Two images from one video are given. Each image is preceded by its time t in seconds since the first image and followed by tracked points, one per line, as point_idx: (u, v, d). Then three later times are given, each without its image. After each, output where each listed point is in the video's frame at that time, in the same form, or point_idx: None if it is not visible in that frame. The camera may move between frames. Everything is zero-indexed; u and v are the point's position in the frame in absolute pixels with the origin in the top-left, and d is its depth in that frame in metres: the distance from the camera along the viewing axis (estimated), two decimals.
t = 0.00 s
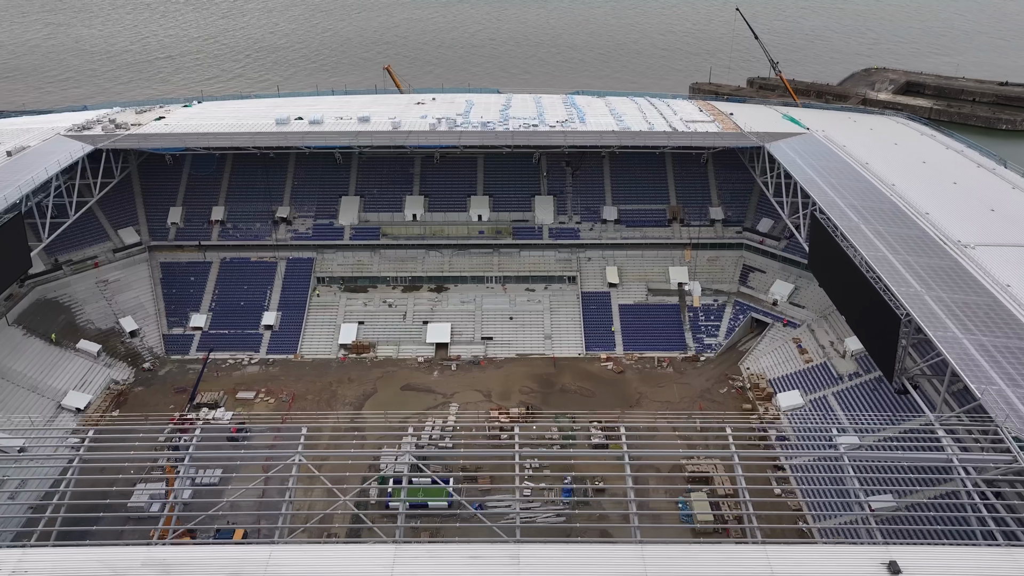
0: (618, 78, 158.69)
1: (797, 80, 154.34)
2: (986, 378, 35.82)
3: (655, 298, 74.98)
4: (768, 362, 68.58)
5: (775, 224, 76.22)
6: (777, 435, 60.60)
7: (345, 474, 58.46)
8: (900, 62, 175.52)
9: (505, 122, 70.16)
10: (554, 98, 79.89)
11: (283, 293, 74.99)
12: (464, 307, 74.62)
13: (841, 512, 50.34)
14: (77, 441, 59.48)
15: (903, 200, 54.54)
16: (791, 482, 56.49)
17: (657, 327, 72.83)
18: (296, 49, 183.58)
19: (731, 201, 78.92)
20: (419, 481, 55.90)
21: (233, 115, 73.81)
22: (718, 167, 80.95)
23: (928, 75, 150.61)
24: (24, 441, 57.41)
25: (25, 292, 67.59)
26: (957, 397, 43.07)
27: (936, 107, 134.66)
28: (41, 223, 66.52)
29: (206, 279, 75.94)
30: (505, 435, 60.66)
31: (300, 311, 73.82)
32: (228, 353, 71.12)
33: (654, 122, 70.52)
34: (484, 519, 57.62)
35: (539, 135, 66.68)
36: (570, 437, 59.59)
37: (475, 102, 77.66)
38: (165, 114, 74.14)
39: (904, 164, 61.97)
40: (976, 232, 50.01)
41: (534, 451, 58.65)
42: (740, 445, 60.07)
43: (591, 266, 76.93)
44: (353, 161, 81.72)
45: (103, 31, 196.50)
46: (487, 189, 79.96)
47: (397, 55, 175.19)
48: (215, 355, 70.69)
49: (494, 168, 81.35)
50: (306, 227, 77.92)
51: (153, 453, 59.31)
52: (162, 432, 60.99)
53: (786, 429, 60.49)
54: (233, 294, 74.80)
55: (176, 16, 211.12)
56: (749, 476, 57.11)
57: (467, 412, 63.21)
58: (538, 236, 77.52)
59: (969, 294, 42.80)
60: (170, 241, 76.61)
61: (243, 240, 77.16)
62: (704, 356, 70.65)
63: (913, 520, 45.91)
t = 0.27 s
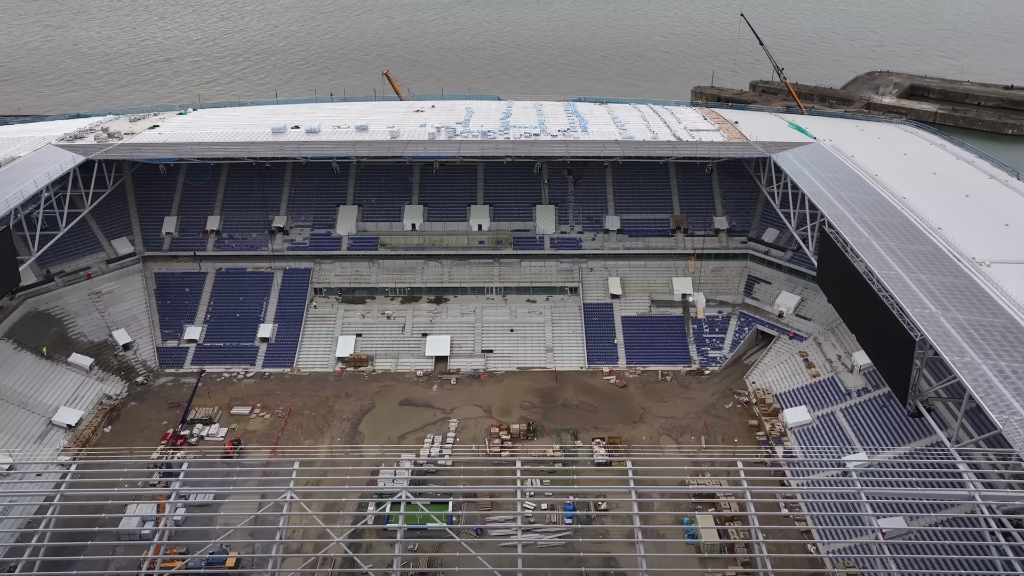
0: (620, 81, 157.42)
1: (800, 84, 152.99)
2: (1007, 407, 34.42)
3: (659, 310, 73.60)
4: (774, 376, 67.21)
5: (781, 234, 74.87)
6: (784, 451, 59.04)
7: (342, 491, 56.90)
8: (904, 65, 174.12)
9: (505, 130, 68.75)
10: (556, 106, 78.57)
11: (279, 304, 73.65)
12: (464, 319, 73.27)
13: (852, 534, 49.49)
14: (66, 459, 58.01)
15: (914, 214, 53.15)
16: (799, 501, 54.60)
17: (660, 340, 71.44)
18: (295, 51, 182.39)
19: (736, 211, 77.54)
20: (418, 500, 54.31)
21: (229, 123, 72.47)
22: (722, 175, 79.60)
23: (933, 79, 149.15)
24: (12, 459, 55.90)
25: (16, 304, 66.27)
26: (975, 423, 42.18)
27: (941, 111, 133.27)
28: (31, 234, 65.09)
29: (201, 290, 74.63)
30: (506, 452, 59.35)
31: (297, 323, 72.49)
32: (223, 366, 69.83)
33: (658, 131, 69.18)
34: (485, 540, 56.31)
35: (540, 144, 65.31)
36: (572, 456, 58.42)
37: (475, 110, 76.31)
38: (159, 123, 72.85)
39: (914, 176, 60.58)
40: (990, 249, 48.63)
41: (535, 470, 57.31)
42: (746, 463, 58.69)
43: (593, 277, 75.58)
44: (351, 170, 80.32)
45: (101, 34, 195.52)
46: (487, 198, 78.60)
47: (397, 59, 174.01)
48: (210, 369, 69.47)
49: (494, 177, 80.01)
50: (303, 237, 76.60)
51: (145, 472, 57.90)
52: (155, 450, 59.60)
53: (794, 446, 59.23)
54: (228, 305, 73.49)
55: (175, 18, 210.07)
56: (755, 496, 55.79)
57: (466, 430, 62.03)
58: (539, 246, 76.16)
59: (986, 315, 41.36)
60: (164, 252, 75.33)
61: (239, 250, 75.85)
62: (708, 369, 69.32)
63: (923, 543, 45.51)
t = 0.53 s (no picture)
0: (621, 86, 156.10)
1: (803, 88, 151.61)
2: None
3: (662, 323, 72.20)
4: (779, 393, 65.88)
5: (786, 245, 73.56)
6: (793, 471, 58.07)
7: (338, 511, 55.48)
8: (907, 69, 172.70)
9: (505, 141, 67.39)
10: (557, 115, 77.23)
11: (276, 317, 72.34)
12: (463, 332, 71.94)
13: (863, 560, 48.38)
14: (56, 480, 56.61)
15: (925, 232, 51.88)
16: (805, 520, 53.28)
17: (664, 354, 70.11)
18: (293, 54, 181.09)
19: (740, 222, 76.19)
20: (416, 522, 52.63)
21: (224, 133, 71.18)
22: (726, 185, 78.29)
23: (936, 83, 147.77)
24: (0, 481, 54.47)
25: (6, 319, 64.92)
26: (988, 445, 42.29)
27: (946, 117, 131.87)
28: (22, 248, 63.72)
29: (196, 302, 73.31)
30: (506, 472, 58.03)
31: (293, 337, 71.16)
32: (218, 381, 68.49)
33: (662, 141, 67.79)
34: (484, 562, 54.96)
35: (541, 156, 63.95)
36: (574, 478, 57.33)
37: (475, 119, 75.01)
38: (153, 133, 71.57)
39: (923, 190, 59.36)
40: (1004, 268, 47.38)
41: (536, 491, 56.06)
42: (752, 482, 57.32)
43: (594, 289, 74.25)
44: (348, 180, 78.96)
45: (99, 37, 194.41)
46: (487, 209, 77.27)
47: (397, 63, 172.65)
48: (204, 384, 68.19)
49: (494, 186, 78.70)
50: (300, 249, 75.28)
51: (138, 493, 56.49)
52: (147, 469, 58.28)
53: (802, 468, 58.24)
54: (224, 318, 72.18)
55: (173, 21, 208.80)
56: (762, 517, 54.46)
57: (466, 449, 60.69)
58: (539, 258, 74.83)
59: (1003, 340, 40.10)
60: (158, 263, 74.01)
61: (235, 261, 74.53)
62: (713, 384, 68.03)
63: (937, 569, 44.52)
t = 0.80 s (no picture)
0: (623, 90, 154.78)
1: (806, 93, 150.25)
2: None
3: (665, 337, 70.85)
4: (785, 410, 64.52)
5: (791, 258, 72.23)
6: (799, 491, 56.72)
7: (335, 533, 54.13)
8: (910, 73, 171.31)
9: (505, 153, 66.00)
10: (558, 125, 75.91)
11: (272, 331, 70.98)
12: (462, 347, 70.60)
13: None
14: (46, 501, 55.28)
15: (938, 249, 50.27)
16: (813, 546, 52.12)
17: (667, 369, 68.80)
18: (292, 58, 179.84)
19: (745, 233, 74.84)
20: (413, 546, 51.10)
21: (219, 144, 69.87)
22: (730, 196, 76.97)
23: (941, 88, 146.33)
24: None
25: None
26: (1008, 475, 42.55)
27: (951, 122, 130.45)
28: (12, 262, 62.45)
29: (191, 316, 72.01)
30: (506, 493, 56.61)
31: (290, 351, 69.83)
32: (213, 398, 67.15)
33: (665, 153, 66.43)
34: None
35: (542, 169, 62.64)
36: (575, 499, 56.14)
37: (474, 129, 73.69)
38: (147, 143, 70.31)
39: (934, 203, 57.85)
40: (1020, 288, 45.92)
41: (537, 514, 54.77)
42: (757, 504, 56.00)
43: (596, 302, 72.90)
44: (346, 191, 77.64)
45: (96, 40, 193.35)
46: (487, 220, 75.93)
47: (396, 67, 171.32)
48: (199, 400, 66.89)
49: (494, 197, 77.39)
50: (296, 261, 73.93)
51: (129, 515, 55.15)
52: (139, 489, 57.00)
53: (809, 488, 56.90)
54: (219, 332, 70.88)
55: (172, 25, 207.55)
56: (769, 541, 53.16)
57: (465, 468, 59.34)
58: (540, 270, 73.50)
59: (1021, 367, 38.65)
60: (152, 276, 72.71)
61: (230, 274, 73.26)
62: (717, 401, 66.69)
63: None
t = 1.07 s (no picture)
0: (624, 95, 153.39)
1: (808, 97, 148.86)
2: None
3: (669, 351, 69.49)
4: (791, 428, 63.15)
5: (797, 270, 70.91)
6: (806, 513, 55.30)
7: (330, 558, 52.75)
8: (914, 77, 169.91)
9: (506, 164, 64.68)
10: (560, 134, 74.56)
11: (268, 345, 69.69)
12: (462, 361, 69.26)
13: None
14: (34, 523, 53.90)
15: (950, 267, 48.95)
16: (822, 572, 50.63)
17: (671, 385, 67.43)
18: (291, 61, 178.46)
19: (749, 245, 73.47)
20: (412, 572, 49.72)
21: (214, 155, 68.59)
22: (734, 206, 75.65)
23: (945, 93, 144.95)
24: None
25: None
26: None
27: (956, 128, 129.00)
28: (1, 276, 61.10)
29: (186, 329, 70.69)
30: (506, 514, 55.23)
31: (286, 366, 68.51)
32: (207, 414, 65.82)
33: (668, 164, 65.07)
34: None
35: (543, 182, 61.34)
36: (578, 520, 54.76)
37: (474, 139, 72.35)
38: (140, 154, 68.97)
39: (945, 219, 56.45)
40: None
41: (538, 537, 53.46)
42: (764, 526, 54.68)
43: (598, 315, 71.57)
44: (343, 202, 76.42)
45: (94, 43, 192.05)
46: (487, 232, 74.65)
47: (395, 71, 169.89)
48: (193, 416, 65.59)
49: (494, 208, 76.11)
50: (293, 273, 72.62)
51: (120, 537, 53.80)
52: (131, 510, 55.63)
53: (816, 509, 55.43)
54: (214, 346, 69.56)
55: (169, 28, 206.11)
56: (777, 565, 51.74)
57: (465, 488, 58.01)
58: (541, 283, 72.18)
59: None
60: (147, 289, 71.40)
61: (225, 286, 71.92)
62: (722, 417, 65.35)
63: None
